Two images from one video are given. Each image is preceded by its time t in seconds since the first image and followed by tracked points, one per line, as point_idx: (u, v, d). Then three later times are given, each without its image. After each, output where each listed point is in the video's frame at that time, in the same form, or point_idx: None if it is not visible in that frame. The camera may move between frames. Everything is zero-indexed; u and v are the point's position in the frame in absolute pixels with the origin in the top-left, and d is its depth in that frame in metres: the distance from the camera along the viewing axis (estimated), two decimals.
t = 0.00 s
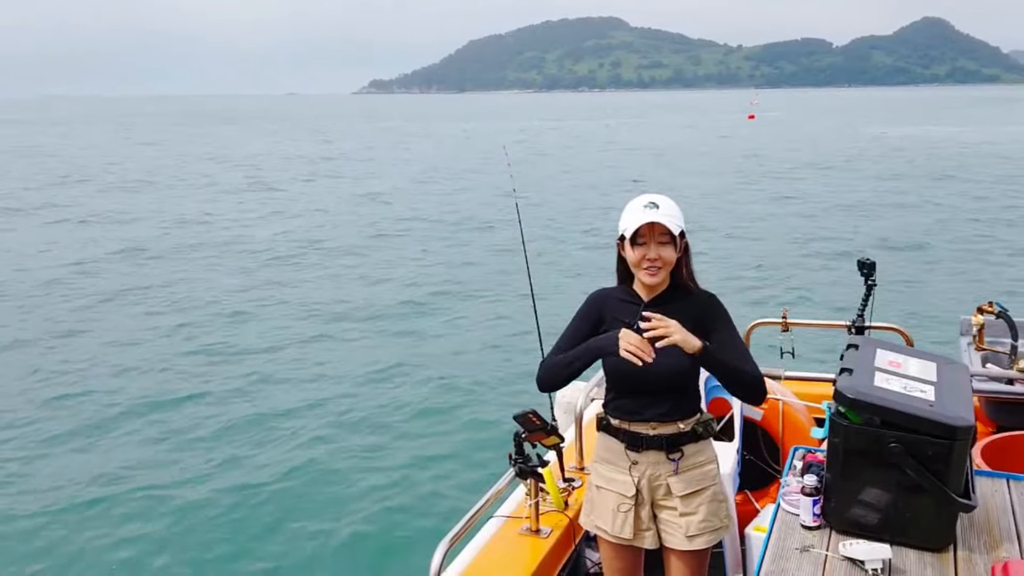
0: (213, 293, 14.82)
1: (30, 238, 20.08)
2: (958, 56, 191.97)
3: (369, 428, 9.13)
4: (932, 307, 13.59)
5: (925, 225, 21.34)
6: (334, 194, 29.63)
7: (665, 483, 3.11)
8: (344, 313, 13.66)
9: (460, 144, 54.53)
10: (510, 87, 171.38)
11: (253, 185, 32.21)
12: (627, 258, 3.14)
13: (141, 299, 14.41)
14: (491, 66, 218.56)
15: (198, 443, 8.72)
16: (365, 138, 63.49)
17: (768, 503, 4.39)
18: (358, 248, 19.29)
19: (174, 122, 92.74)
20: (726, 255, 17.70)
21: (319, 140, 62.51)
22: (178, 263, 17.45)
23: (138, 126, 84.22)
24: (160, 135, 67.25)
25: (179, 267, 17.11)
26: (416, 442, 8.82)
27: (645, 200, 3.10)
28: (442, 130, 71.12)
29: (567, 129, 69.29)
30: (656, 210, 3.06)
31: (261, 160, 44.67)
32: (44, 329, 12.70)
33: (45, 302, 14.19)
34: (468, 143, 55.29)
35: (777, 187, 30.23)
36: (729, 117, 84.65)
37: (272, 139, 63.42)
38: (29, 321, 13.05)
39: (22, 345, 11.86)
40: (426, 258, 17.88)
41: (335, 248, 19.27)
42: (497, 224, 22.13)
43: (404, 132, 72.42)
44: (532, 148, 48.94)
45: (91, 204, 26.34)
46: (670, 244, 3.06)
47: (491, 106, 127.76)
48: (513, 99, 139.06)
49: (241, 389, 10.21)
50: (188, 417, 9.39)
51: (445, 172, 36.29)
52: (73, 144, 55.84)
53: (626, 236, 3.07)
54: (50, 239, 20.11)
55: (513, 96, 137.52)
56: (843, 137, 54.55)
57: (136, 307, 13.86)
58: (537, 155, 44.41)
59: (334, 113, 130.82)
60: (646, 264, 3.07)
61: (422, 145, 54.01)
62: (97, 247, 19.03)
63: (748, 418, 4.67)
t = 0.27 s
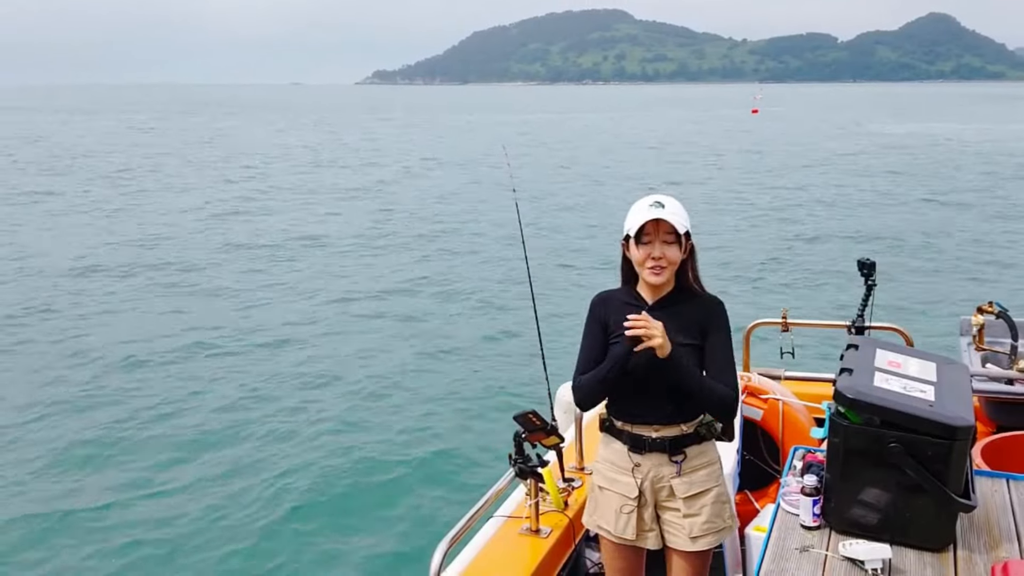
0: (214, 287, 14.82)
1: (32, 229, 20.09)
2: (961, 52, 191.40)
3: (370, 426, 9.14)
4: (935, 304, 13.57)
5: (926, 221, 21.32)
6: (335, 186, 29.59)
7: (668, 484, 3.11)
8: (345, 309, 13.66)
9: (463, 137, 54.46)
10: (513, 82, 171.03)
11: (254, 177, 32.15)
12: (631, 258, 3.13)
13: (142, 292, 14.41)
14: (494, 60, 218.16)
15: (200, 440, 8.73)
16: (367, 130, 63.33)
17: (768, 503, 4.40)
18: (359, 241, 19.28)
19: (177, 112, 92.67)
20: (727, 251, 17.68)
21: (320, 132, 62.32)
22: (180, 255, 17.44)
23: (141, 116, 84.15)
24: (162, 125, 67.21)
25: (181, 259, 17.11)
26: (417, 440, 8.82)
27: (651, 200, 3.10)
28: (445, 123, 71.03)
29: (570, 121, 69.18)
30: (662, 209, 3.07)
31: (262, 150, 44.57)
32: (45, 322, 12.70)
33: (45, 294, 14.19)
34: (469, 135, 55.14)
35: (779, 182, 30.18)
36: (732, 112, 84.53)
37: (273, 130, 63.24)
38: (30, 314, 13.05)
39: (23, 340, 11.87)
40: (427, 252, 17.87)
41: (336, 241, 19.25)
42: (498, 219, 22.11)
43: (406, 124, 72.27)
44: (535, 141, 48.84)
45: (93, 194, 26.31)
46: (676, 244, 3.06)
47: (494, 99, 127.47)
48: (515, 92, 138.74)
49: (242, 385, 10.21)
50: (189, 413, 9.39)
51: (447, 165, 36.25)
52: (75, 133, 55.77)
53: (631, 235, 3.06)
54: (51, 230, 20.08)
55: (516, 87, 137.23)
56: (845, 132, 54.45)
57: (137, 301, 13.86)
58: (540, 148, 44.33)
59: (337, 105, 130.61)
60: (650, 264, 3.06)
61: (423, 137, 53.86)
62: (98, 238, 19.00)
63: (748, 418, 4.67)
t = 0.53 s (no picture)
0: (216, 284, 14.84)
1: (34, 226, 20.10)
2: (966, 48, 190.81)
3: (370, 426, 9.15)
4: (936, 303, 13.57)
5: (929, 219, 21.27)
6: (337, 183, 29.57)
7: (674, 486, 3.11)
8: (346, 307, 13.66)
9: (466, 134, 54.38)
10: (516, 79, 170.73)
11: (256, 174, 32.14)
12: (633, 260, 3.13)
13: (144, 290, 14.42)
14: (498, 58, 217.86)
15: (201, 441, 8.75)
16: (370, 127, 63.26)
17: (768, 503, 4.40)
18: (361, 239, 19.27)
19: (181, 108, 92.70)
20: (729, 249, 17.65)
21: (322, 129, 62.24)
22: (182, 252, 17.45)
23: (144, 112, 84.22)
24: (166, 121, 67.29)
25: (182, 256, 17.11)
26: (418, 440, 8.83)
27: (650, 201, 3.10)
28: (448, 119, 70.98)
29: (573, 118, 69.11)
30: (661, 210, 3.06)
31: (264, 147, 44.55)
32: (46, 320, 12.71)
33: (47, 292, 14.21)
34: (472, 133, 55.08)
35: (781, 179, 30.13)
36: (736, 108, 84.35)
37: (275, 127, 63.18)
38: (31, 313, 13.07)
39: (24, 339, 11.89)
40: (429, 250, 17.86)
41: (338, 239, 19.25)
42: (500, 216, 22.08)
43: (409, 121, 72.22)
44: (538, 137, 48.79)
45: (96, 191, 26.35)
46: (677, 244, 3.06)
47: (498, 95, 127.35)
48: (518, 90, 138.49)
49: (243, 385, 10.22)
50: (191, 413, 9.40)
51: (450, 162, 36.24)
52: (79, 129, 55.81)
53: (632, 236, 3.06)
54: (53, 227, 20.08)
55: (520, 83, 137.07)
56: (849, 130, 54.32)
57: (139, 298, 13.88)
58: (543, 145, 44.31)
59: (340, 101, 130.42)
60: (652, 265, 3.06)
61: (425, 134, 53.81)
62: (100, 236, 19.01)
63: (747, 418, 4.67)
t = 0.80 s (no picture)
0: (216, 291, 14.87)
1: (36, 234, 20.15)
2: (967, 48, 190.64)
3: (370, 432, 9.17)
4: (936, 303, 13.57)
5: (930, 220, 21.28)
6: (338, 189, 29.61)
7: (677, 484, 3.12)
8: (346, 312, 13.68)
9: (468, 138, 54.43)
10: (517, 83, 170.74)
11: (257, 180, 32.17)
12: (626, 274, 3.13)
13: (144, 297, 14.46)
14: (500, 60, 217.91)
15: (201, 447, 8.77)
16: (370, 133, 63.35)
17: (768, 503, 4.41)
18: (361, 244, 19.30)
19: (184, 116, 92.84)
20: (729, 251, 17.65)
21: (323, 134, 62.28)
22: (183, 259, 17.49)
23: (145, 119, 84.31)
24: (168, 129, 67.44)
25: (183, 263, 17.15)
26: (417, 445, 8.85)
27: (640, 213, 3.09)
28: (450, 124, 71.03)
29: (574, 122, 69.13)
30: (651, 223, 3.06)
31: (265, 154, 44.62)
32: (47, 328, 12.74)
33: (49, 300, 14.25)
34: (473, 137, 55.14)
35: (782, 181, 30.14)
36: (738, 110, 84.33)
37: (276, 133, 63.23)
38: (32, 321, 13.10)
39: (26, 346, 11.93)
40: (429, 255, 17.89)
41: (338, 245, 19.28)
42: (501, 220, 22.11)
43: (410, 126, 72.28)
44: (538, 142, 48.85)
45: (98, 199, 26.40)
46: (669, 257, 3.05)
47: (501, 99, 127.42)
48: (520, 93, 138.50)
49: (243, 391, 10.25)
50: (192, 421, 9.43)
51: (452, 166, 36.25)
52: (80, 137, 55.91)
53: (624, 251, 3.06)
54: (54, 235, 20.13)
55: (521, 88, 137.13)
56: (850, 131, 54.33)
57: (140, 306, 13.91)
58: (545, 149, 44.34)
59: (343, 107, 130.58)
60: (646, 280, 3.06)
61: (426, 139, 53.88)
62: (101, 244, 19.05)
63: (748, 418, 4.67)
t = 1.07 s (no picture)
0: (217, 301, 14.90)
1: (38, 246, 20.22)
2: (970, 51, 190.52)
3: (369, 440, 9.21)
4: (937, 307, 13.56)
5: (929, 223, 21.30)
6: (337, 198, 29.68)
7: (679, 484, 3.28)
8: (346, 320, 13.72)
9: (470, 146, 54.48)
10: (518, 89, 170.97)
11: (257, 190, 32.27)
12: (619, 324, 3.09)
13: (145, 307, 14.49)
14: (503, 65, 217.97)
15: (203, 458, 8.82)
16: (371, 141, 63.47)
17: (769, 504, 4.42)
18: (361, 253, 19.36)
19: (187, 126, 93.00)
20: (729, 256, 17.69)
21: (324, 143, 62.39)
22: (185, 269, 17.52)
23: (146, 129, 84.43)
24: (171, 138, 67.59)
25: (185, 272, 17.18)
26: (417, 452, 8.90)
27: (630, 269, 3.00)
28: (452, 132, 71.09)
29: (574, 128, 69.25)
30: (642, 282, 2.97)
31: (265, 164, 44.71)
32: (47, 339, 12.79)
33: (50, 312, 14.29)
34: (473, 144, 55.25)
35: (782, 186, 30.18)
36: (740, 115, 84.30)
37: (277, 143, 63.34)
38: (33, 332, 13.14)
39: (27, 356, 11.96)
40: (429, 262, 17.95)
41: (337, 254, 19.34)
42: (500, 227, 22.17)
43: (411, 133, 72.41)
44: (539, 149, 48.94)
45: (100, 210, 26.45)
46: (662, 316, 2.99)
47: (504, 105, 127.54)
48: (521, 99, 138.72)
49: (243, 401, 10.28)
50: (192, 432, 9.45)
51: (454, 174, 36.30)
52: (81, 149, 56.08)
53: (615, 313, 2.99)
54: (55, 247, 20.19)
55: (522, 96, 137.39)
56: (850, 135, 54.39)
57: (140, 316, 13.94)
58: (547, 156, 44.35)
59: (347, 115, 130.80)
60: (638, 338, 3.03)
61: (427, 147, 54.01)
62: (101, 254, 19.11)
63: (748, 418, 4.67)
